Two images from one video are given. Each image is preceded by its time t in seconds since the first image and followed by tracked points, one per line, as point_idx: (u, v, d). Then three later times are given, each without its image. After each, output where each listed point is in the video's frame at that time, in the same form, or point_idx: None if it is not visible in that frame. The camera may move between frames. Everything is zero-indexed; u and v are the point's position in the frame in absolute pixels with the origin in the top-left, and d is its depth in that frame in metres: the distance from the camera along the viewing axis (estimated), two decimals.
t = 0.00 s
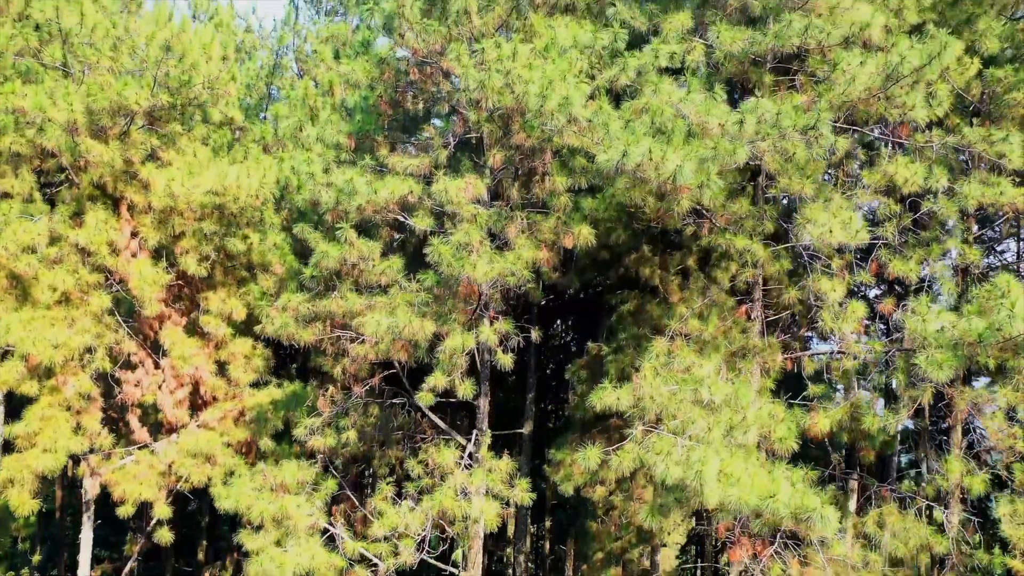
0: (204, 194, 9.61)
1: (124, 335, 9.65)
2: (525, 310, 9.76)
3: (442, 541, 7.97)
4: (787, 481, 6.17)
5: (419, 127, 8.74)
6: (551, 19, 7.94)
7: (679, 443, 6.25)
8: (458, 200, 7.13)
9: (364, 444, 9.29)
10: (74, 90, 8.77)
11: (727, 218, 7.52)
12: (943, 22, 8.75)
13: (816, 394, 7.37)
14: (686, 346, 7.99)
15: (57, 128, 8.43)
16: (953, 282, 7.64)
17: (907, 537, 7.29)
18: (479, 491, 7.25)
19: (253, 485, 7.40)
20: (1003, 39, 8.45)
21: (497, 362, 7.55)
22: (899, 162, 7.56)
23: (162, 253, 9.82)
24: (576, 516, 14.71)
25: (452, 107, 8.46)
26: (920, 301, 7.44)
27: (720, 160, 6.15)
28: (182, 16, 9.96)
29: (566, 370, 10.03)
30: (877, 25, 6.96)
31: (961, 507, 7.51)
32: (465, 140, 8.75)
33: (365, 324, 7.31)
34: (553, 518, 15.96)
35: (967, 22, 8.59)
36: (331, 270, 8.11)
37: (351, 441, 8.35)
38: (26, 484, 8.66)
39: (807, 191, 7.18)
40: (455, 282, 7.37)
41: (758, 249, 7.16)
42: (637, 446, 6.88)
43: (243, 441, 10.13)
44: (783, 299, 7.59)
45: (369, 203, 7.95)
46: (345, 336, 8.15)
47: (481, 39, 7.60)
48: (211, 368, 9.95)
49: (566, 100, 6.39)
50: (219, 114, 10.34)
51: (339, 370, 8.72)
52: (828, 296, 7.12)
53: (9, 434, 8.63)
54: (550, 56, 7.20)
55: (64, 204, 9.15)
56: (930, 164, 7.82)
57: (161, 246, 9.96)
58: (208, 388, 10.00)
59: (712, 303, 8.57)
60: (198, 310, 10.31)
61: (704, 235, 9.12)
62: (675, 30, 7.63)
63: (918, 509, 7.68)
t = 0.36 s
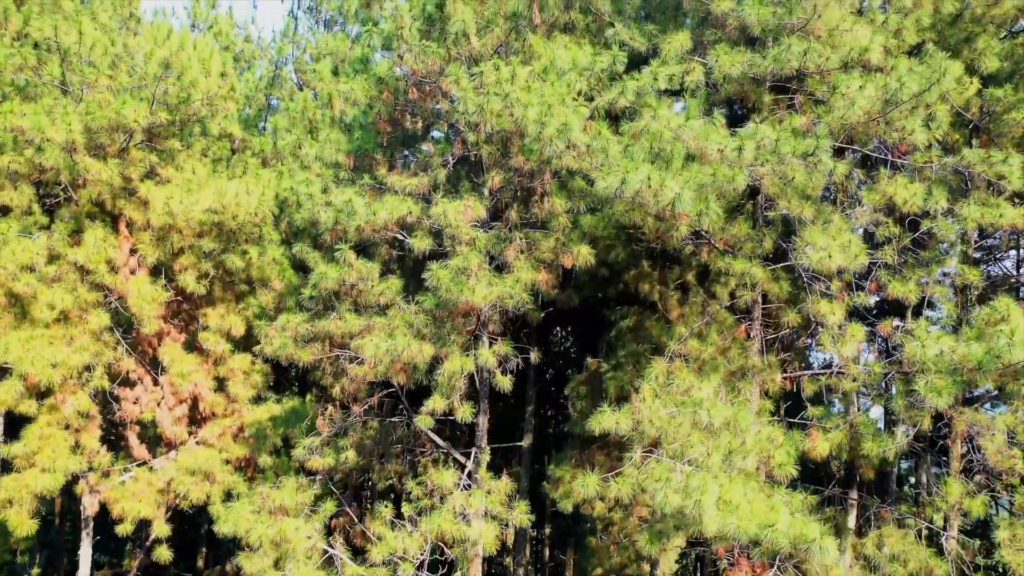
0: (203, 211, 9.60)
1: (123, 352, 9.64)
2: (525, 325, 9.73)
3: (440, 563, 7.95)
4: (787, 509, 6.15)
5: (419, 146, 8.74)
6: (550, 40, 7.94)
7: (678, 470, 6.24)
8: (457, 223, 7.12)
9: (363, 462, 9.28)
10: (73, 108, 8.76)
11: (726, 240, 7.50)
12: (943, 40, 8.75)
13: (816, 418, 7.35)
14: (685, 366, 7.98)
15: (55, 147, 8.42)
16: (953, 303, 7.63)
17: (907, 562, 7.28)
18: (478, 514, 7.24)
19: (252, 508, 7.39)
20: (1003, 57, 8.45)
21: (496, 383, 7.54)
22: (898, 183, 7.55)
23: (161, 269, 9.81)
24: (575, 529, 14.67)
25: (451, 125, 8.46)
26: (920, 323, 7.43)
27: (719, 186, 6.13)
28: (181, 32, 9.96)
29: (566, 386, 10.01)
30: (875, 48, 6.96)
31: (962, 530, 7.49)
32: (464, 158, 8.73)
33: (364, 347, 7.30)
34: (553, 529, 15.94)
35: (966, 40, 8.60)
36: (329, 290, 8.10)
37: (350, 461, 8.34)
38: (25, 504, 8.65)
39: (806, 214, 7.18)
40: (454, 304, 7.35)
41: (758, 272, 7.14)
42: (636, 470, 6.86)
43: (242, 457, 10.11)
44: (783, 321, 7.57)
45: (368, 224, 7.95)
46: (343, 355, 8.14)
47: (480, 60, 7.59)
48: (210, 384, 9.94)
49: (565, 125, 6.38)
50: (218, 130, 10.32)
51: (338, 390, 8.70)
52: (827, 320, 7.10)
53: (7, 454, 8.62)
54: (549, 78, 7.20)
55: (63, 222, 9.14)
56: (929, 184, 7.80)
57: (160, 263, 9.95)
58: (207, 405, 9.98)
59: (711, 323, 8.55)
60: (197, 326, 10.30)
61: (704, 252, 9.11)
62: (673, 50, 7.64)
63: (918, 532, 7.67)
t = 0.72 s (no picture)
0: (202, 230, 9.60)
1: (122, 371, 9.64)
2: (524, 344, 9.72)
3: None
4: (785, 539, 6.15)
5: (418, 166, 8.73)
6: (549, 63, 7.94)
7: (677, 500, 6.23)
8: (456, 249, 7.12)
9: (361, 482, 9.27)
10: (71, 130, 8.76)
11: (725, 265, 7.50)
12: (941, 59, 8.70)
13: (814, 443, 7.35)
14: (684, 389, 7.98)
15: (54, 170, 8.42)
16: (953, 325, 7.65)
17: None
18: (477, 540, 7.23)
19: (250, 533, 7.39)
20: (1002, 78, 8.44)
21: (494, 408, 7.53)
22: (897, 206, 7.54)
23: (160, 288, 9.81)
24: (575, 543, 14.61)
25: (450, 147, 8.48)
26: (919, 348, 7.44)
27: (718, 216, 6.12)
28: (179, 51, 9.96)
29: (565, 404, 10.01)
30: (875, 75, 6.96)
31: (961, 555, 7.48)
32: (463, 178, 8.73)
33: (362, 372, 7.30)
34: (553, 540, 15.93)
35: (965, 60, 8.58)
36: (329, 313, 8.09)
37: (349, 483, 8.35)
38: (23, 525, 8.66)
39: (804, 240, 7.19)
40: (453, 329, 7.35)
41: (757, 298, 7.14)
42: (635, 496, 6.88)
43: (241, 476, 10.11)
44: (782, 347, 7.57)
45: (366, 246, 7.95)
46: (342, 378, 8.13)
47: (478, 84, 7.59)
48: (209, 403, 9.94)
49: (563, 154, 6.40)
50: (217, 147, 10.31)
51: (337, 411, 8.70)
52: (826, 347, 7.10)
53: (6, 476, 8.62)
54: (547, 104, 7.20)
55: (61, 242, 9.14)
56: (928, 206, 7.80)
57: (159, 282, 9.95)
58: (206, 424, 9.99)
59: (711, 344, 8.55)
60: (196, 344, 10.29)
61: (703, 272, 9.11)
62: (671, 74, 7.64)
63: (918, 556, 7.66)
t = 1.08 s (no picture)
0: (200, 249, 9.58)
1: (121, 391, 9.63)
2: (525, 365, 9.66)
3: None
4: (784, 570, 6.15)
5: (417, 187, 8.72)
6: (548, 86, 7.92)
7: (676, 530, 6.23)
8: (455, 276, 7.09)
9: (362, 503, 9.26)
10: (70, 151, 8.75)
11: (725, 290, 7.48)
12: (941, 80, 8.61)
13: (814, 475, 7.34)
14: (684, 413, 7.97)
15: (52, 192, 8.41)
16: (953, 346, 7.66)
17: None
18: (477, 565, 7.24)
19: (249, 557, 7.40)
20: (1001, 99, 8.40)
21: (494, 433, 7.52)
22: (897, 230, 7.53)
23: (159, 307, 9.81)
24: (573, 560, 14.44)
25: (449, 169, 8.47)
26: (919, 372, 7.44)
27: (717, 247, 6.11)
28: (178, 69, 9.93)
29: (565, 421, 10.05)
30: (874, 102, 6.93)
31: None
32: (462, 200, 8.68)
33: (362, 398, 7.29)
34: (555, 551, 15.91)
35: (965, 81, 8.52)
36: (328, 336, 8.09)
37: (348, 506, 8.34)
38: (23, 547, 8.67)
39: (803, 265, 7.18)
40: (452, 355, 7.34)
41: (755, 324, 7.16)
42: (634, 523, 6.88)
43: (241, 496, 10.10)
44: (782, 372, 7.57)
45: (366, 270, 7.94)
46: (341, 401, 8.13)
47: (477, 108, 7.56)
48: (208, 421, 9.94)
49: (563, 183, 6.38)
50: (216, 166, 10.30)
51: (337, 432, 8.69)
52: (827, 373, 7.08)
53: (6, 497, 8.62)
54: (547, 130, 7.19)
55: (61, 263, 9.13)
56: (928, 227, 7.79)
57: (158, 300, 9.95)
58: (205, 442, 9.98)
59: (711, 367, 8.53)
60: (195, 363, 10.28)
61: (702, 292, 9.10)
62: (671, 97, 7.64)
63: None
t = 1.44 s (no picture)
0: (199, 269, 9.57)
1: (120, 410, 9.63)
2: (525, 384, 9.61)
3: None
4: None
5: (417, 208, 8.72)
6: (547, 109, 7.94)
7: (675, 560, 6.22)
8: (455, 302, 7.09)
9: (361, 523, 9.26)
10: (69, 171, 8.75)
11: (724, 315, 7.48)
12: (940, 100, 8.57)
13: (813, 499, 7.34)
14: (684, 436, 7.96)
15: (52, 214, 8.41)
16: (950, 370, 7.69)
17: None
18: None
19: None
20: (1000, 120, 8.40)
21: (493, 457, 7.53)
22: (896, 253, 7.53)
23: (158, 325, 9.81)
24: None
25: (448, 191, 8.48)
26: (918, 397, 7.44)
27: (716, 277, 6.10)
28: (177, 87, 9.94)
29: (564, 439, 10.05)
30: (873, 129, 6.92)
31: None
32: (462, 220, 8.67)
33: (361, 423, 7.29)
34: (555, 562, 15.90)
35: (965, 102, 8.48)
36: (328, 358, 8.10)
37: (348, 527, 8.35)
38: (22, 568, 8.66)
39: (802, 291, 7.19)
40: (451, 381, 7.35)
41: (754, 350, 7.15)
42: (634, 550, 6.89)
43: (240, 514, 10.10)
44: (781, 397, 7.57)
45: (365, 293, 7.94)
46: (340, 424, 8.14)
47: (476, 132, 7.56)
48: (208, 440, 9.94)
49: (562, 212, 6.37)
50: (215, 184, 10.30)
51: (337, 453, 8.69)
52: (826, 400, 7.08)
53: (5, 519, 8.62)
54: (546, 155, 7.20)
55: (60, 283, 9.13)
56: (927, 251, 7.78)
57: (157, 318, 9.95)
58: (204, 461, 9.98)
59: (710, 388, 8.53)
60: (194, 380, 10.28)
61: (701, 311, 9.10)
62: (671, 121, 7.66)
63: None
